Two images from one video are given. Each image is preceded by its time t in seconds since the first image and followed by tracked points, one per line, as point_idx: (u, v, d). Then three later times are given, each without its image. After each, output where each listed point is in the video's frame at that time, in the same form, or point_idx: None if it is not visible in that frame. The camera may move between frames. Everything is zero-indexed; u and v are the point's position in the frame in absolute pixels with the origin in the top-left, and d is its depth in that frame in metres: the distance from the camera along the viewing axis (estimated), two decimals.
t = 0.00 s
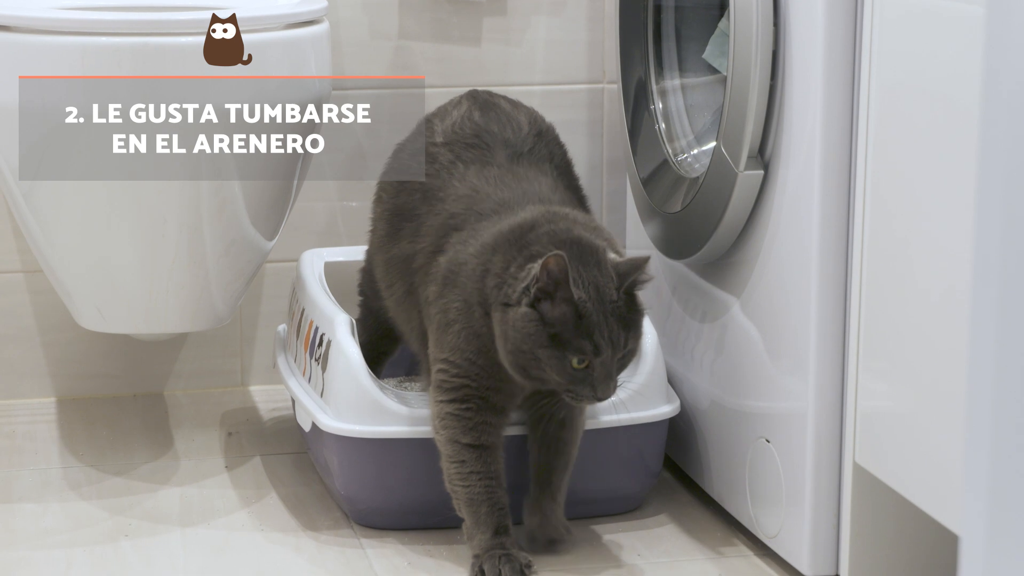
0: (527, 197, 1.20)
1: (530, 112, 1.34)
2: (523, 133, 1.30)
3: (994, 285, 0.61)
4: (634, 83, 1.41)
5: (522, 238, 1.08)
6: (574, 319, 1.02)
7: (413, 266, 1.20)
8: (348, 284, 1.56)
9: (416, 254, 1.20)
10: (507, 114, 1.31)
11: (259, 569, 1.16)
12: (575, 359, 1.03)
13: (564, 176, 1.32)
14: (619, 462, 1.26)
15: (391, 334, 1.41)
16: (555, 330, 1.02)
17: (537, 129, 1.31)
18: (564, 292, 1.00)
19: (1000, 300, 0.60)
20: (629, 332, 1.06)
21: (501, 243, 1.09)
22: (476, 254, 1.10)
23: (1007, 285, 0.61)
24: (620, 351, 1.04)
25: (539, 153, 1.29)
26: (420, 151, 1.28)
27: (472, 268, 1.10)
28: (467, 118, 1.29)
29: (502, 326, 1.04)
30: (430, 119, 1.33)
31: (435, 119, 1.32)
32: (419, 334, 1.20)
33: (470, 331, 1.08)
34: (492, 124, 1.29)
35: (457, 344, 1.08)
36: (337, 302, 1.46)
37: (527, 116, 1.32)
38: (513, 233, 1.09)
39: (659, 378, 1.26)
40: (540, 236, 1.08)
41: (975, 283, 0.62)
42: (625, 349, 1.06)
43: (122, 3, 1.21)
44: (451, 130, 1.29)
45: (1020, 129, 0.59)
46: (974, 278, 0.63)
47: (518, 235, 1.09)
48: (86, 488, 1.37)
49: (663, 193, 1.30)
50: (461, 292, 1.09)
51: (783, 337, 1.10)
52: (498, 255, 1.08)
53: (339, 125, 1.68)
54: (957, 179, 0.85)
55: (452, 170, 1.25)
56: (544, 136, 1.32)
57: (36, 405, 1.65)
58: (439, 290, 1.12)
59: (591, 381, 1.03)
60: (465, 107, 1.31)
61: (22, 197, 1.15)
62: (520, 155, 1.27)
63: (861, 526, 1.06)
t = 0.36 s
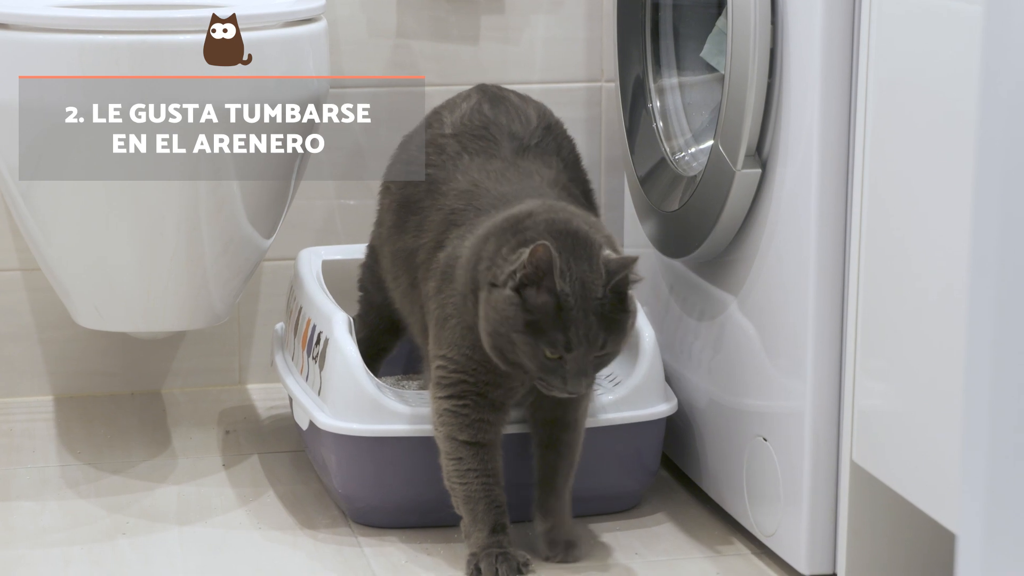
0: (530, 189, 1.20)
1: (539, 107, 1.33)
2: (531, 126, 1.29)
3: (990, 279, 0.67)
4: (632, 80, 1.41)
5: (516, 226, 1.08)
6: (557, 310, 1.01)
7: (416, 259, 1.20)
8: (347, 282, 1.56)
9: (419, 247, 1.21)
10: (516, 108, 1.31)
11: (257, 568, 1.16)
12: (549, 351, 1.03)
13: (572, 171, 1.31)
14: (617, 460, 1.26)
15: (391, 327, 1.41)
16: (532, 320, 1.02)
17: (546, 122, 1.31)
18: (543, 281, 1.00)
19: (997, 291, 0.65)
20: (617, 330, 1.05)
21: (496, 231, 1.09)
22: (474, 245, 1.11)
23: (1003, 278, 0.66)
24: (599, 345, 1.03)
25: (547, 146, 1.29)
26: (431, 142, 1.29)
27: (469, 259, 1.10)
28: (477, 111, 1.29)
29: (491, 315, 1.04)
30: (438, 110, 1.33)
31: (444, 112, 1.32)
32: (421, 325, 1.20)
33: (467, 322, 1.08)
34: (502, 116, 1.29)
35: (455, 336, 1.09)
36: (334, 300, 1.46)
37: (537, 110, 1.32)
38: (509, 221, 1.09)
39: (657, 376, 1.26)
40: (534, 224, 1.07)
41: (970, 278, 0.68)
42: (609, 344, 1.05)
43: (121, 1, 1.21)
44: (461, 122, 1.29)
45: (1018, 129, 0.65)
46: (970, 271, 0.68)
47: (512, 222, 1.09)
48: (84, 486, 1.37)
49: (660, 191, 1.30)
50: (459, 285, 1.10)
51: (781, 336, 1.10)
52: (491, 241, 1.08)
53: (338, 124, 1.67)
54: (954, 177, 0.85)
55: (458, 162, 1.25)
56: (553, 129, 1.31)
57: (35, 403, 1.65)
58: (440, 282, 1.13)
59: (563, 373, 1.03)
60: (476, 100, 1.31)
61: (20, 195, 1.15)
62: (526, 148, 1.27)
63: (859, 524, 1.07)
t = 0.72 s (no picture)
0: (543, 189, 1.20)
1: (541, 110, 1.34)
2: (535, 129, 1.30)
3: (988, 285, 0.65)
4: (629, 78, 1.40)
5: (524, 227, 1.09)
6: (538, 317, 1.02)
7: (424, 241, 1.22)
8: (344, 280, 1.56)
9: (428, 236, 1.23)
10: (518, 111, 1.31)
11: (254, 566, 1.16)
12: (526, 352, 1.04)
13: (580, 171, 1.31)
14: (614, 458, 1.26)
15: (390, 329, 1.41)
16: (512, 322, 1.03)
17: (549, 126, 1.32)
18: (528, 287, 1.01)
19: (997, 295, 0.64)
20: (603, 345, 1.05)
21: (505, 228, 1.10)
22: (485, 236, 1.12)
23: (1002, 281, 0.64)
24: (578, 357, 1.04)
25: (553, 150, 1.30)
26: (436, 148, 1.29)
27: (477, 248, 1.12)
28: (479, 115, 1.29)
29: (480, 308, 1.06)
30: (438, 117, 1.33)
31: (446, 116, 1.32)
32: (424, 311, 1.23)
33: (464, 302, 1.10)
34: (505, 121, 1.29)
35: (450, 311, 1.12)
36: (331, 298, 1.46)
37: (539, 113, 1.33)
38: (519, 220, 1.10)
39: (653, 374, 1.26)
40: (541, 227, 1.08)
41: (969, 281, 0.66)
42: (592, 358, 1.05)
43: None
44: (465, 127, 1.29)
45: (1016, 127, 0.63)
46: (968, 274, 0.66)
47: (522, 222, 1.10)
48: (81, 484, 1.37)
49: (657, 189, 1.30)
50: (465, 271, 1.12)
51: (778, 334, 1.11)
52: (496, 237, 1.09)
53: (336, 121, 1.67)
54: (950, 175, 0.86)
55: (469, 163, 1.26)
56: (556, 132, 1.32)
57: (31, 401, 1.65)
58: (450, 266, 1.15)
59: (539, 378, 1.04)
60: (475, 104, 1.31)
61: (16, 191, 1.15)
62: (534, 150, 1.28)
63: (855, 523, 1.07)
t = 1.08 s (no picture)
0: (546, 191, 1.20)
1: (545, 113, 1.34)
2: (540, 131, 1.30)
3: (983, 279, 0.67)
4: (625, 79, 1.40)
5: (521, 227, 1.09)
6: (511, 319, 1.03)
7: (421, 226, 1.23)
8: (340, 280, 1.56)
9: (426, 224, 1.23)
10: (522, 113, 1.31)
11: (251, 567, 1.16)
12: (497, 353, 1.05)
13: (585, 173, 1.30)
14: (610, 458, 1.26)
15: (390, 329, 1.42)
16: (484, 322, 1.03)
17: (554, 128, 1.31)
18: (503, 293, 1.01)
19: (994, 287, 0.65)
20: (574, 356, 1.05)
21: (501, 224, 1.11)
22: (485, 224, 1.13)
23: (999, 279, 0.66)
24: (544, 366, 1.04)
25: (558, 151, 1.29)
26: (441, 149, 1.29)
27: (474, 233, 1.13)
28: (483, 117, 1.30)
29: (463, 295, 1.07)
30: (444, 119, 1.34)
31: (450, 120, 1.33)
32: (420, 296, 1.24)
33: (450, 283, 1.12)
34: (509, 123, 1.29)
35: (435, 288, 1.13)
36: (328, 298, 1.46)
37: (543, 116, 1.33)
38: (517, 221, 1.11)
39: (650, 374, 1.26)
40: (536, 231, 1.08)
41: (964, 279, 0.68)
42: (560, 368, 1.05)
43: None
44: (469, 129, 1.29)
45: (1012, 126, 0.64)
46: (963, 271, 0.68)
47: (519, 224, 1.10)
48: (78, 485, 1.37)
49: (653, 190, 1.30)
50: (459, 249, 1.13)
51: (774, 334, 1.11)
52: (492, 234, 1.10)
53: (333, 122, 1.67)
54: (947, 168, 0.85)
55: (475, 160, 1.26)
56: (560, 133, 1.32)
57: (27, 402, 1.65)
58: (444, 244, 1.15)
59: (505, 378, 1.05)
60: (479, 108, 1.32)
61: (12, 191, 1.15)
62: (541, 151, 1.27)
63: (851, 523, 1.07)
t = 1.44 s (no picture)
0: (545, 189, 1.20)
1: (552, 114, 1.34)
2: (545, 131, 1.29)
3: (984, 276, 0.75)
4: (623, 79, 1.40)
5: (509, 213, 1.11)
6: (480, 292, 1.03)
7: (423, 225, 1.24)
8: (339, 279, 1.56)
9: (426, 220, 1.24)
10: (528, 113, 1.31)
11: (249, 566, 1.16)
12: (463, 326, 1.05)
13: (592, 172, 1.30)
14: (609, 457, 1.26)
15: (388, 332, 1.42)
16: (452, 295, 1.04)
17: (559, 128, 1.31)
18: (467, 263, 1.02)
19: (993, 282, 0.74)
20: (539, 334, 1.04)
21: (491, 213, 1.12)
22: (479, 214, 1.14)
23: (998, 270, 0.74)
24: (505, 339, 1.03)
25: (563, 150, 1.29)
26: (445, 149, 1.29)
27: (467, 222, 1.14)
28: (489, 117, 1.30)
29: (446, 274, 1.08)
30: (449, 119, 1.33)
31: (456, 118, 1.33)
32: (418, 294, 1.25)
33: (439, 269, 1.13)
34: (515, 123, 1.29)
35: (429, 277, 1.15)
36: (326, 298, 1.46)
37: (549, 116, 1.33)
38: (508, 210, 1.12)
39: (648, 373, 1.26)
40: (521, 216, 1.09)
41: (964, 271, 0.76)
42: (525, 345, 1.04)
43: None
44: (474, 130, 1.29)
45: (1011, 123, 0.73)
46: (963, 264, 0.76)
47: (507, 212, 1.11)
48: (75, 484, 1.37)
49: (651, 190, 1.30)
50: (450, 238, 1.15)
51: (772, 333, 1.11)
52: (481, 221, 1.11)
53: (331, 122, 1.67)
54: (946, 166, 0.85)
55: (479, 159, 1.26)
56: (567, 133, 1.32)
57: (25, 401, 1.65)
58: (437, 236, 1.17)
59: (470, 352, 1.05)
60: (485, 108, 1.31)
61: (11, 189, 1.15)
62: (545, 151, 1.27)
63: (849, 522, 1.07)
